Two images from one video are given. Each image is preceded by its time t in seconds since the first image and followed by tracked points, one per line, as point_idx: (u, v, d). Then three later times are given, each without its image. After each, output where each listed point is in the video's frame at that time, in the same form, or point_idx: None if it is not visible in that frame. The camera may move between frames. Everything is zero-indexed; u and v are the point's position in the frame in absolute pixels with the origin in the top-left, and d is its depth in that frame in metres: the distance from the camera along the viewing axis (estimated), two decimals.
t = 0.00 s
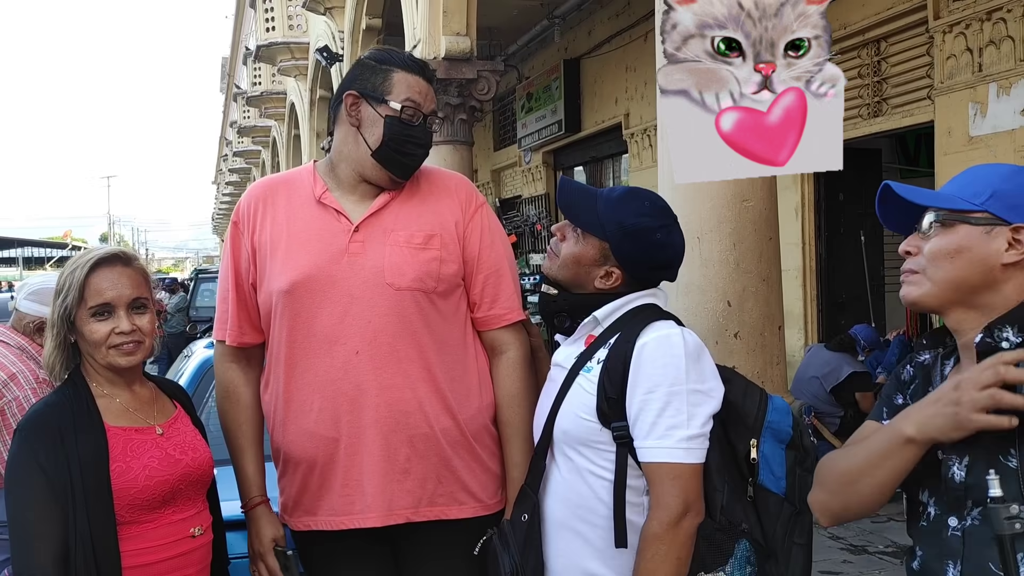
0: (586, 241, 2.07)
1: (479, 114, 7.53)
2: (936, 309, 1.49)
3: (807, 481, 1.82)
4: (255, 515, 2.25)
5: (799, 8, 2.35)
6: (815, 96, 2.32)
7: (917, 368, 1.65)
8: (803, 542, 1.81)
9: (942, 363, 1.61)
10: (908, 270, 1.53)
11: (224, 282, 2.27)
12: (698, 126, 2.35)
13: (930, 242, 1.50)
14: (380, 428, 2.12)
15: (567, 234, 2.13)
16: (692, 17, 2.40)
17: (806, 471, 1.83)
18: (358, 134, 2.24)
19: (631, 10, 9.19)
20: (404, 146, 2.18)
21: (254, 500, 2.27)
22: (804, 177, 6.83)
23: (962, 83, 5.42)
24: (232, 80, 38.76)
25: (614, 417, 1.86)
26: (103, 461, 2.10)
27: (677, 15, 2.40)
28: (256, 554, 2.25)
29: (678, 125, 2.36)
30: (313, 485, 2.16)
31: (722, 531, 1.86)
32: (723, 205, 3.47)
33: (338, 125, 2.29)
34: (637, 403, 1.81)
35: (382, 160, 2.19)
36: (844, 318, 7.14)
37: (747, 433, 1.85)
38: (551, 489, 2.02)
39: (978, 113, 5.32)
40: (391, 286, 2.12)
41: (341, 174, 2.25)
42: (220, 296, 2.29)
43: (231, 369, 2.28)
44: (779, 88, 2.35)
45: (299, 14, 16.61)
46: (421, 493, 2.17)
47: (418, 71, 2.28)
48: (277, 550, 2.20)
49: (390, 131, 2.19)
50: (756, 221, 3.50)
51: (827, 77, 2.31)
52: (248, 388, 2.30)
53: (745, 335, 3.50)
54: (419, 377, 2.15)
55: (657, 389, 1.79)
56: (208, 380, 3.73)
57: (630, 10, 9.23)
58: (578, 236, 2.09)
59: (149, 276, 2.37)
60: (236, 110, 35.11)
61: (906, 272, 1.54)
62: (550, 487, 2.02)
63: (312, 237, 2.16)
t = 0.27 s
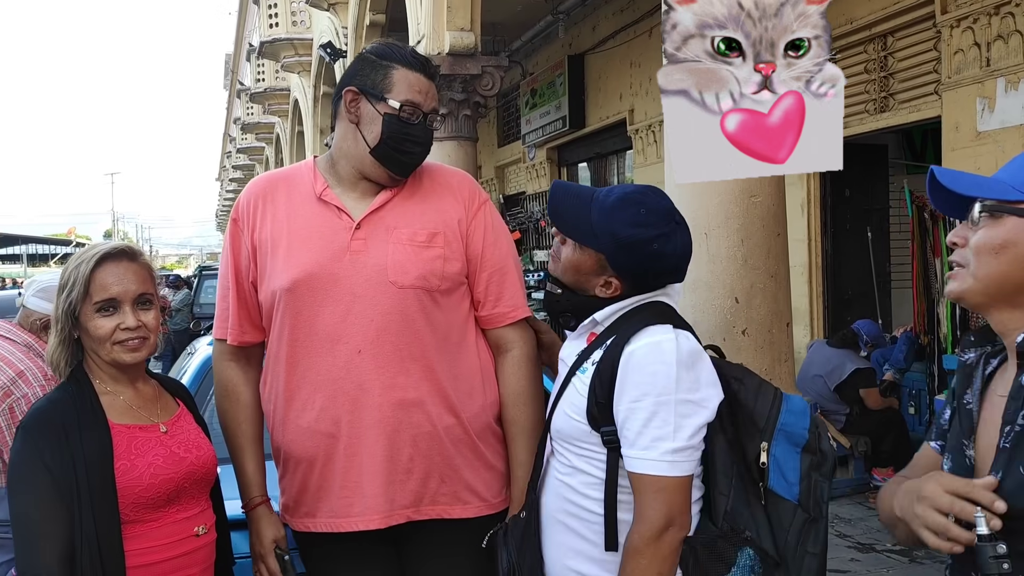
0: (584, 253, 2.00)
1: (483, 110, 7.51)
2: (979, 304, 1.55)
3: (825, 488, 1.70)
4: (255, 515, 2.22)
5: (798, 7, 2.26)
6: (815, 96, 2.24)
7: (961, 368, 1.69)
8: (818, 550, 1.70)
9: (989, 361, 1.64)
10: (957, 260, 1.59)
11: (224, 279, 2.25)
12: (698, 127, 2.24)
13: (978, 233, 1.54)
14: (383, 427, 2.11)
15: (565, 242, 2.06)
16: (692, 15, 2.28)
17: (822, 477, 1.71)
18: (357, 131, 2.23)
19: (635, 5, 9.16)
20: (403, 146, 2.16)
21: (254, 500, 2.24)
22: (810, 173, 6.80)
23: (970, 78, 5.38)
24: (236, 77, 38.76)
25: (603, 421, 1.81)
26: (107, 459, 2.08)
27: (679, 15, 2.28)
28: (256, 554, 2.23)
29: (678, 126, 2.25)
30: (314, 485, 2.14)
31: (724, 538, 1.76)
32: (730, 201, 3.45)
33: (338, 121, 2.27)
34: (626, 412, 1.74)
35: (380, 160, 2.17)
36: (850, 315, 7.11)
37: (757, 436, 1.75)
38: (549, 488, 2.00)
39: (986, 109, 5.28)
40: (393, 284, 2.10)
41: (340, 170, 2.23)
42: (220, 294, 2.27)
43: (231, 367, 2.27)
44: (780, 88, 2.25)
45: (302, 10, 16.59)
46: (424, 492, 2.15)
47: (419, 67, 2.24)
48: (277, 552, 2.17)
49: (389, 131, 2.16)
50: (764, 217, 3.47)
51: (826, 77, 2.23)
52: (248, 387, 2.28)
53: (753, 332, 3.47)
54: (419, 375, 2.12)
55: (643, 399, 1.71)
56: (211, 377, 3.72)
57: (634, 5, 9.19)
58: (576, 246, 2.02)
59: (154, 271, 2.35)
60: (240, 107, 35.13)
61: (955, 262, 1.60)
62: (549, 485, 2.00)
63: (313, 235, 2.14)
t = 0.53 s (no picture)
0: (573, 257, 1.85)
1: (491, 106, 7.48)
2: (1010, 308, 1.54)
3: (842, 504, 1.59)
4: (266, 515, 2.20)
5: (799, 5, 2.05)
6: (816, 96, 2.04)
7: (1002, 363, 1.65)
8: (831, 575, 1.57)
9: None
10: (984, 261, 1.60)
11: (233, 277, 2.23)
12: (697, 130, 2.06)
13: (1004, 235, 1.54)
14: (393, 426, 2.08)
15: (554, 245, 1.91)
16: (691, 14, 2.07)
17: (840, 492, 1.59)
18: (362, 126, 2.20)
19: None
20: (408, 141, 2.12)
21: (264, 500, 2.21)
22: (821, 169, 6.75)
23: (984, 72, 5.33)
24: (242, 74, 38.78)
25: (587, 434, 1.71)
26: (119, 459, 2.06)
27: (677, 14, 2.07)
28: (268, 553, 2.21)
29: (678, 130, 2.06)
30: (321, 486, 2.12)
31: (727, 553, 1.68)
32: (744, 197, 3.41)
33: (345, 118, 2.25)
34: (603, 422, 1.62)
35: (383, 155, 2.14)
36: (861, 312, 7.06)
37: (764, 447, 1.65)
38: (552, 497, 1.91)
39: (1000, 104, 5.22)
40: (402, 283, 2.08)
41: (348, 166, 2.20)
42: (228, 291, 2.24)
43: (240, 365, 2.25)
44: (780, 89, 2.06)
45: (309, 6, 16.56)
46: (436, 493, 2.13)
47: (426, 60, 2.20)
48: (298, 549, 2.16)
49: (393, 126, 2.12)
50: (778, 213, 3.44)
51: (827, 77, 2.05)
52: (258, 386, 2.26)
53: (767, 329, 3.44)
54: (429, 375, 2.10)
55: (617, 411, 1.59)
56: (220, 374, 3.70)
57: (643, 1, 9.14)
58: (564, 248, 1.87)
59: (166, 268, 2.34)
60: (247, 104, 35.16)
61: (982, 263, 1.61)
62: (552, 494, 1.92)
63: (322, 233, 2.11)
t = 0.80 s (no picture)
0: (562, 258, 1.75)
1: (500, 102, 7.46)
2: None
3: (854, 504, 1.52)
4: (274, 511, 2.19)
5: (799, 4, 1.86)
6: (815, 97, 1.86)
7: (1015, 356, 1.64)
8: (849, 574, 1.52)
9: None
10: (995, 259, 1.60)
11: (248, 268, 2.21)
12: (696, 133, 1.88)
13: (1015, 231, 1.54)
14: (402, 422, 2.07)
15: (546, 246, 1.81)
16: (691, 14, 1.88)
17: (851, 491, 1.53)
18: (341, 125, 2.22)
19: None
20: (348, 126, 2.08)
21: (272, 496, 2.20)
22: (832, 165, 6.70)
23: (998, 67, 5.28)
24: (250, 71, 38.86)
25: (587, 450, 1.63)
26: (130, 455, 2.06)
27: (676, 14, 1.88)
28: (275, 550, 2.20)
29: (675, 133, 1.88)
30: (331, 477, 2.10)
31: (738, 559, 1.63)
32: (757, 193, 3.39)
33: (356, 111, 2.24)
34: (597, 433, 1.55)
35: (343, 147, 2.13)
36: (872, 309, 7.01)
37: (769, 449, 1.58)
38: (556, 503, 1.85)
39: (1014, 99, 5.17)
40: (414, 276, 2.06)
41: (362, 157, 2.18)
42: (243, 280, 2.22)
43: (253, 358, 2.24)
44: (780, 89, 1.88)
45: (318, 3, 16.56)
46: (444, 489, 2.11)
47: (379, 42, 2.12)
48: (300, 551, 2.16)
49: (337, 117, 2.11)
50: (791, 209, 3.41)
51: (827, 76, 1.86)
52: (271, 380, 2.25)
53: (780, 327, 3.42)
54: (438, 369, 2.08)
55: (609, 425, 1.52)
56: (231, 371, 3.70)
57: None
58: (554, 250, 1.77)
59: (181, 265, 2.33)
60: (255, 101, 35.28)
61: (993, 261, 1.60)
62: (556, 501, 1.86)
63: (336, 226, 2.10)
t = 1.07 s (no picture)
0: (576, 236, 1.75)
1: (511, 100, 7.46)
2: (1023, 303, 1.62)
3: (849, 482, 1.58)
4: (285, 505, 2.20)
5: (799, 3, 1.85)
6: (815, 96, 1.85)
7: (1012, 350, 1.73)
8: (845, 549, 1.58)
9: None
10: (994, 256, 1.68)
11: (270, 261, 2.23)
12: (695, 132, 1.86)
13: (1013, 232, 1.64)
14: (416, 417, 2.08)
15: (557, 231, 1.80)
16: (691, 14, 1.87)
17: (845, 468, 1.58)
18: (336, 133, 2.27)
19: None
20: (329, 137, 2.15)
21: (286, 489, 2.20)
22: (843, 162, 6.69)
23: (1011, 64, 5.25)
24: (261, 69, 38.96)
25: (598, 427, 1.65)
26: (146, 450, 2.08)
27: (676, 14, 1.87)
28: (282, 545, 2.21)
29: (676, 132, 1.87)
30: (340, 469, 2.11)
31: (739, 538, 1.66)
32: (769, 190, 3.38)
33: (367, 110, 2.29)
34: (613, 409, 1.57)
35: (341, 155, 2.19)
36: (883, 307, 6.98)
37: (768, 429, 1.63)
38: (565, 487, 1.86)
39: None
40: (427, 270, 2.07)
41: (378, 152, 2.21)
42: (263, 272, 2.24)
43: (272, 347, 2.25)
44: (780, 89, 1.86)
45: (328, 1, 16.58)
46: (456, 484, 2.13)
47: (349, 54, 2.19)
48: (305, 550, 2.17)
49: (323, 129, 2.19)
50: (803, 206, 3.41)
51: (827, 76, 1.85)
52: (288, 371, 2.26)
53: (792, 324, 3.41)
54: (452, 363, 2.09)
55: (625, 399, 1.54)
56: (244, 367, 3.72)
57: None
58: (567, 233, 1.77)
59: (197, 263, 2.36)
60: (265, 98, 35.38)
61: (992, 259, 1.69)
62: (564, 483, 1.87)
63: (352, 220, 2.13)
